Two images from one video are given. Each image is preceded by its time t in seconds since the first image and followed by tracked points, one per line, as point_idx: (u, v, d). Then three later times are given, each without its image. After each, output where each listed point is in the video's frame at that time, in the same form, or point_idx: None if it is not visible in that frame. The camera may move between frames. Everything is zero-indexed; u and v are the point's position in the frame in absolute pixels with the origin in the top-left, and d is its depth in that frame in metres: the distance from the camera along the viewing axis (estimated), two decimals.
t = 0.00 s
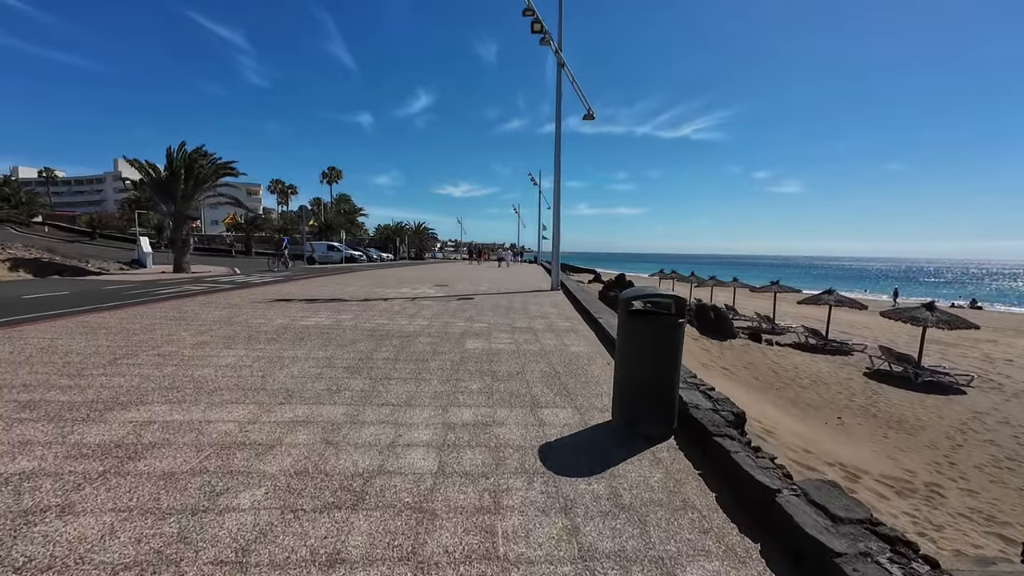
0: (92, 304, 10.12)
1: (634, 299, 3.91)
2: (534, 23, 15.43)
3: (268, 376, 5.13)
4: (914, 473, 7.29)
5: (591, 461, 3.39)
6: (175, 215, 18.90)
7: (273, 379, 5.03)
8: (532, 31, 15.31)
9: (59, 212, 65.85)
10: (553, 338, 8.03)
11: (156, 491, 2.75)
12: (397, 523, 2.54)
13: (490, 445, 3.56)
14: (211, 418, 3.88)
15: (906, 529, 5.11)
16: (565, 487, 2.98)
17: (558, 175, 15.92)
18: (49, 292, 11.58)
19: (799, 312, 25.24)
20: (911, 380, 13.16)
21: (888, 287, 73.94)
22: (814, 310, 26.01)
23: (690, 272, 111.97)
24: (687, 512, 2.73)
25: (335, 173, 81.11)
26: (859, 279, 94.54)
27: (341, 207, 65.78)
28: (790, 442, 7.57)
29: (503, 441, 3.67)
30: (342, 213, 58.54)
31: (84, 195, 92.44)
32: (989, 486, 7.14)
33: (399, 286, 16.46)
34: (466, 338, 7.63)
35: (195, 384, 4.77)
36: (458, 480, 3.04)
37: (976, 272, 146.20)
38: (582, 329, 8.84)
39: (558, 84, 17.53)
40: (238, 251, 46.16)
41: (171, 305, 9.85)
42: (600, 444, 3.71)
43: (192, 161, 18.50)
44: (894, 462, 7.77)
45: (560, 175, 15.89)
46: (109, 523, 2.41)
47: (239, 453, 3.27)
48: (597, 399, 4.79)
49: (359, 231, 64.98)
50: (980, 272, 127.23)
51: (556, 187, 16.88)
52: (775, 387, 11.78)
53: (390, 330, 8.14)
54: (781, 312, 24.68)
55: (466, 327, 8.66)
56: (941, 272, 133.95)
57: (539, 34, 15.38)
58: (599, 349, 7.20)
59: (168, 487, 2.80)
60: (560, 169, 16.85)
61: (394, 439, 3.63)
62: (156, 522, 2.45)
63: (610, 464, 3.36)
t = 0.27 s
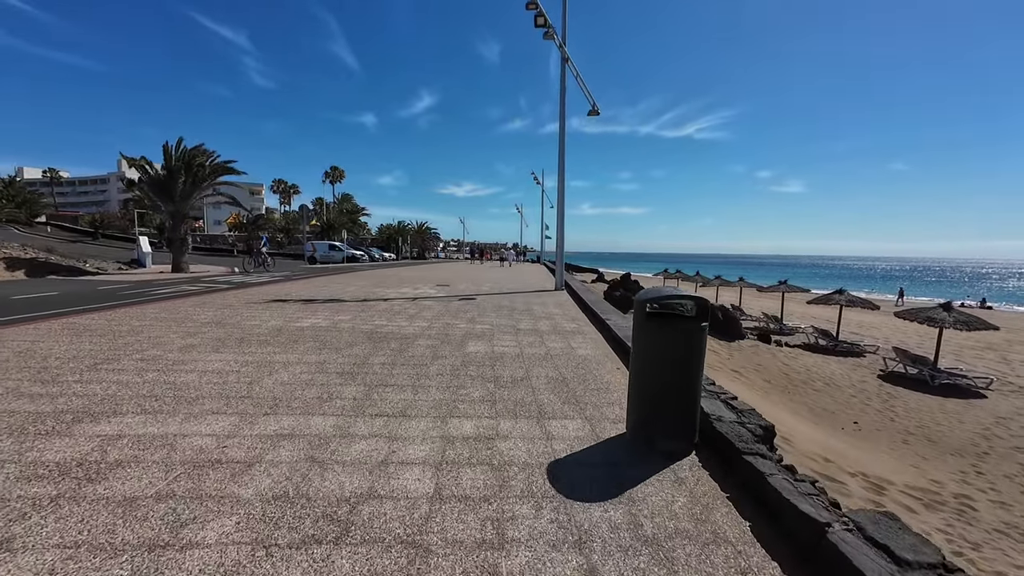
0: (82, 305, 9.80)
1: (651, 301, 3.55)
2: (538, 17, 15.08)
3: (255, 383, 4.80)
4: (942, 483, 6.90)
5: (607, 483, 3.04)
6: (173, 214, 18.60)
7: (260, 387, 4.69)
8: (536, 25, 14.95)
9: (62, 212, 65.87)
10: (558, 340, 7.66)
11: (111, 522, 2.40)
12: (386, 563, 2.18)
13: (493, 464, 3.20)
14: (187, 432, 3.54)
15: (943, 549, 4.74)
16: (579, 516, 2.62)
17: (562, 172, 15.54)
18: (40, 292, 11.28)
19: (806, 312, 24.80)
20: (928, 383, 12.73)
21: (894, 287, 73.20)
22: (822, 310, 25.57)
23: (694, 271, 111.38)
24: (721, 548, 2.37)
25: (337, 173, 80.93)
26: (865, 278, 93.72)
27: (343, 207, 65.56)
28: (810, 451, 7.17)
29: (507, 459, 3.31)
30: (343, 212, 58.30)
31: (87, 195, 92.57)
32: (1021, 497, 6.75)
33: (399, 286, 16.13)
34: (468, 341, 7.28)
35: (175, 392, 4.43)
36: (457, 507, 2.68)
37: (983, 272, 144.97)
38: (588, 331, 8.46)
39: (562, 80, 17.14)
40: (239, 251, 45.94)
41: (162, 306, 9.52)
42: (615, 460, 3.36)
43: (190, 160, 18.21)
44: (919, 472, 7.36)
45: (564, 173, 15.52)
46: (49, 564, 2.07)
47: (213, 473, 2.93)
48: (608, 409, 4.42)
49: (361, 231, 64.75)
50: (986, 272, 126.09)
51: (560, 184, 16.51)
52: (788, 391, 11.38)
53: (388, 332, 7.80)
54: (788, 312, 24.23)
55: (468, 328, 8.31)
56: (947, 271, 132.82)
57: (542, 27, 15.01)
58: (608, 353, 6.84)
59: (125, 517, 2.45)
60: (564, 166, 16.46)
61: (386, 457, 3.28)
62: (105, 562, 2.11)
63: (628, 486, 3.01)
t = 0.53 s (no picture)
0: (69, 308, 9.46)
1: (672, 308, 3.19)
2: (540, 11, 14.70)
3: (241, 396, 4.46)
4: (973, 498, 6.51)
5: (626, 516, 2.67)
6: (169, 215, 18.30)
7: (246, 400, 4.35)
8: (539, 20, 14.58)
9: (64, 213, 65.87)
10: (564, 345, 7.32)
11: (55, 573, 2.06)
12: None
13: (498, 495, 2.85)
14: (159, 455, 3.20)
15: None
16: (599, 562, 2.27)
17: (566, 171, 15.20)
18: (30, 296, 10.97)
19: (814, 313, 24.38)
20: (945, 387, 12.34)
21: (899, 286, 72.55)
22: (830, 310, 25.14)
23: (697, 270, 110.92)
24: None
25: (339, 173, 80.77)
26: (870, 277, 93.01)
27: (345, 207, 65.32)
28: (832, 463, 6.78)
29: (514, 487, 2.95)
30: (345, 212, 58.10)
31: (89, 196, 92.66)
32: None
33: (399, 287, 15.79)
34: (470, 347, 6.94)
35: (154, 407, 4.10)
36: (458, 548, 2.34)
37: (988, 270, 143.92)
38: (595, 335, 8.10)
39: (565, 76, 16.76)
40: (240, 252, 45.73)
41: (154, 309, 9.21)
42: (635, 489, 2.97)
43: (186, 159, 17.92)
44: (945, 484, 7.00)
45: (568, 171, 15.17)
46: None
47: (179, 508, 2.58)
48: (622, 425, 4.06)
49: (363, 231, 64.57)
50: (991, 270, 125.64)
51: (564, 183, 16.14)
52: (802, 396, 10.99)
53: (387, 337, 7.47)
54: (795, 313, 23.82)
55: (469, 333, 7.97)
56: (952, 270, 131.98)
57: (545, 22, 14.64)
58: (618, 359, 6.48)
59: (71, 566, 2.10)
60: (568, 165, 16.08)
61: (379, 484, 2.93)
62: None
63: (650, 520, 2.64)
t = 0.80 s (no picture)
0: (55, 311, 9.13)
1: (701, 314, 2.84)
2: (542, 5, 14.36)
3: (224, 408, 4.11)
4: (1004, 510, 6.16)
5: (651, 554, 2.33)
6: (164, 215, 17.99)
7: (229, 413, 4.01)
8: (541, 14, 14.24)
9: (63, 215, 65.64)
10: (570, 349, 6.95)
11: None
12: None
13: (506, 528, 2.50)
14: (125, 481, 2.85)
15: None
16: None
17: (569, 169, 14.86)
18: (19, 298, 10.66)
19: (821, 313, 24.00)
20: (962, 389, 11.96)
21: (903, 284, 72.10)
22: (837, 310, 24.76)
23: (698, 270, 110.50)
24: None
25: (339, 173, 80.51)
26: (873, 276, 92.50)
27: (345, 208, 65.01)
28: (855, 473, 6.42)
29: (523, 518, 2.60)
30: (345, 213, 57.83)
31: (89, 197, 92.46)
32: None
33: (399, 288, 15.45)
34: (471, 351, 6.59)
35: (127, 421, 3.76)
36: None
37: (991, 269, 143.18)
38: (603, 338, 7.76)
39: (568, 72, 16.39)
40: (240, 252, 45.46)
41: (143, 313, 8.88)
42: (660, 520, 2.62)
43: (181, 159, 17.61)
44: (974, 495, 6.63)
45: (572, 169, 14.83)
46: None
47: (137, 548, 2.23)
48: (639, 440, 3.70)
49: (363, 231, 64.26)
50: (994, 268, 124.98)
51: (567, 181, 15.79)
52: (815, 399, 10.64)
53: (384, 341, 7.13)
54: (802, 313, 23.44)
55: (471, 336, 7.62)
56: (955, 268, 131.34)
57: (547, 16, 14.30)
58: (628, 364, 6.13)
59: None
60: (570, 162, 15.71)
61: (370, 515, 2.58)
62: None
63: (679, 559, 2.30)
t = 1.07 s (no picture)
0: (36, 317, 8.78)
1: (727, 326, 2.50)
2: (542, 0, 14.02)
3: (198, 426, 3.77)
4: None
5: None
6: (156, 216, 17.65)
7: (203, 433, 3.66)
8: (540, 9, 13.91)
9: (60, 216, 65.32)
10: (573, 356, 6.61)
11: None
12: None
13: None
14: (72, 518, 2.51)
15: None
16: None
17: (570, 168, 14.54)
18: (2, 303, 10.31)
19: (825, 312, 23.68)
20: (973, 391, 11.66)
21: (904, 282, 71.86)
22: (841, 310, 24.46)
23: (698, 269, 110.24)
24: None
25: (337, 174, 80.12)
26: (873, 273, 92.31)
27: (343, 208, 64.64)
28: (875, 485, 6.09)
29: (527, 561, 2.27)
30: (344, 213, 57.45)
31: (85, 199, 91.91)
32: None
33: (397, 290, 15.11)
34: (469, 358, 6.26)
35: (89, 443, 3.42)
36: None
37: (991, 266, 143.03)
38: (607, 343, 7.43)
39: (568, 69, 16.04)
40: (237, 254, 45.10)
41: (128, 318, 8.53)
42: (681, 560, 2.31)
43: (173, 159, 17.27)
44: (998, 505, 6.32)
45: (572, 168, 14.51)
46: None
47: None
48: (652, 462, 3.37)
49: (361, 232, 63.89)
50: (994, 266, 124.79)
51: (567, 180, 15.47)
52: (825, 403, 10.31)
53: (378, 348, 6.79)
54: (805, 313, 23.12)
55: (469, 342, 7.29)
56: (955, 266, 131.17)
57: (547, 11, 13.97)
58: (635, 372, 5.79)
59: None
60: (570, 161, 15.36)
61: (351, 559, 2.25)
62: None
63: None
